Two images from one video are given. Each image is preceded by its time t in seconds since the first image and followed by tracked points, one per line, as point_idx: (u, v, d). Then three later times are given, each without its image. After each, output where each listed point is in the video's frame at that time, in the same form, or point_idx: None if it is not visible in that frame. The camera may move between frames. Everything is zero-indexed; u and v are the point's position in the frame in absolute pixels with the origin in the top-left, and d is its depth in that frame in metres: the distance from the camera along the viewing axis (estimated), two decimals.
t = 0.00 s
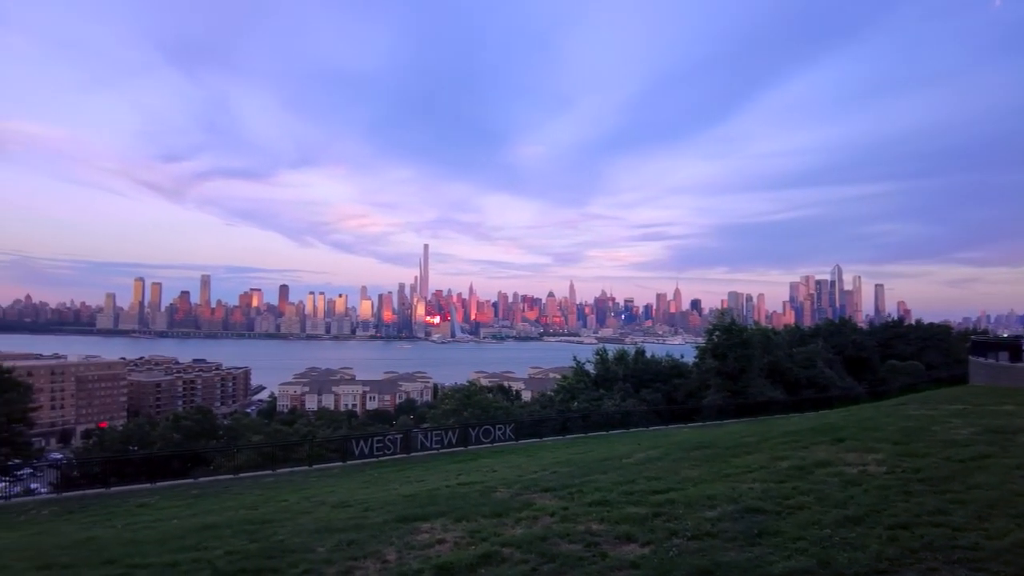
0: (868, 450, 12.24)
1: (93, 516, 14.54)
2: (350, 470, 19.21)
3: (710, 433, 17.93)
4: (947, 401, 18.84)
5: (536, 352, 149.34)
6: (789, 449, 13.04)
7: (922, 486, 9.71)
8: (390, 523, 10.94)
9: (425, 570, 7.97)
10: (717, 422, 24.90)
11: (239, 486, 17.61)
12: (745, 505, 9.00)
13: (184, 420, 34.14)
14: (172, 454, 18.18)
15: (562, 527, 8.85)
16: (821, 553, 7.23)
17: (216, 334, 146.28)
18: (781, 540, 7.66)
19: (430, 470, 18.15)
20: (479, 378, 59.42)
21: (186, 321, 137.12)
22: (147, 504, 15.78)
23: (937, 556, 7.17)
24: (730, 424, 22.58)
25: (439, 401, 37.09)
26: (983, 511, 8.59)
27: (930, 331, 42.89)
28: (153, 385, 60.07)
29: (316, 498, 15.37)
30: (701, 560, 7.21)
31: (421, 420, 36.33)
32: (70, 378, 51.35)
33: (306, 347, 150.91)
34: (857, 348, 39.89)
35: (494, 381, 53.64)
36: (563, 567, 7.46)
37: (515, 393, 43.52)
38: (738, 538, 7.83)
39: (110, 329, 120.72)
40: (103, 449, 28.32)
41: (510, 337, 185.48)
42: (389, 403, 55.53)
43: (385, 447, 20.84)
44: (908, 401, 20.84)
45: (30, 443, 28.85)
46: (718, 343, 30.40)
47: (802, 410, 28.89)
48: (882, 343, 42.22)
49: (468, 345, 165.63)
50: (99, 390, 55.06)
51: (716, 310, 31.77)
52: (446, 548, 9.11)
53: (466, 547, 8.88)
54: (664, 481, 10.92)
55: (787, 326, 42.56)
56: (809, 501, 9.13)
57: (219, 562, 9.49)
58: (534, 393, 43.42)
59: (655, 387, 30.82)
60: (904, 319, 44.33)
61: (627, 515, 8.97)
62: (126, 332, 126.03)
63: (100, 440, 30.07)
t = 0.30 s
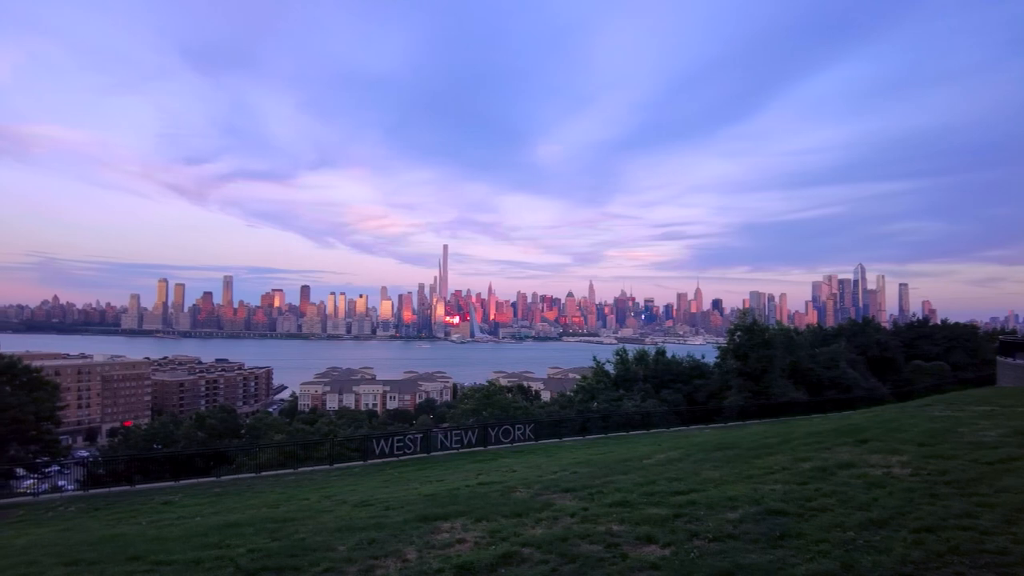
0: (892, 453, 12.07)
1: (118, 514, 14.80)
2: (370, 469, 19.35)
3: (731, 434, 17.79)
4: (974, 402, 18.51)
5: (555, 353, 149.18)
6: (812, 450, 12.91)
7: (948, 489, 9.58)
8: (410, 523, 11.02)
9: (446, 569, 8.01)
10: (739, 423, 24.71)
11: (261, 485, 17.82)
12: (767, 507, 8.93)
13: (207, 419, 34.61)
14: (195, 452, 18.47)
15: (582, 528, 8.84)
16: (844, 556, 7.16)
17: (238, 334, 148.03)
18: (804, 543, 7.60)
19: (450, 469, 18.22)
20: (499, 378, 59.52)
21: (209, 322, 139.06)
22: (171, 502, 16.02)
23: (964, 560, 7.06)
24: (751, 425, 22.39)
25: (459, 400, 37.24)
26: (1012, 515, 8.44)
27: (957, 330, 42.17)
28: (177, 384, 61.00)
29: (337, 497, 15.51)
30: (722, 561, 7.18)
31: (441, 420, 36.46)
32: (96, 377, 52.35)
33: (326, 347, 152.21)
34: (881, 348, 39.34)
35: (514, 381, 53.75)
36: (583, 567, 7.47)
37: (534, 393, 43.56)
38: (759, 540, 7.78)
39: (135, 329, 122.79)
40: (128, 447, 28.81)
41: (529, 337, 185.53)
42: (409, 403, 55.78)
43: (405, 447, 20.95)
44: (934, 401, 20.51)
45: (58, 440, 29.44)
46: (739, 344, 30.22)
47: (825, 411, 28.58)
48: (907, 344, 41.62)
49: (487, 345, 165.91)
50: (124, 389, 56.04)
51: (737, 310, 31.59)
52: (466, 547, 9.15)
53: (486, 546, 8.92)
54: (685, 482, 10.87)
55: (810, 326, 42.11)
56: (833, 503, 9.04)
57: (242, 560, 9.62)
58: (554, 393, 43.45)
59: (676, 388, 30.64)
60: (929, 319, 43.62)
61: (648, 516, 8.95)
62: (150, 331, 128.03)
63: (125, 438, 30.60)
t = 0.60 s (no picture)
0: (916, 454, 11.92)
1: (142, 511, 15.03)
2: (389, 468, 19.47)
3: (752, 436, 17.67)
4: (1000, 404, 18.19)
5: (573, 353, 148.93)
6: (834, 452, 12.79)
7: (973, 492, 9.44)
8: (429, 522, 11.08)
9: (465, 569, 8.04)
10: (759, 424, 24.54)
11: (282, 483, 18.01)
12: (787, 509, 8.87)
13: (228, 418, 35.03)
14: (217, 451, 18.71)
15: (601, 528, 8.84)
16: (867, 559, 7.10)
17: (259, 334, 149.54)
18: (825, 545, 7.53)
19: (468, 469, 18.29)
20: (517, 378, 59.59)
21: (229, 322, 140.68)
22: (193, 500, 16.25)
23: (990, 564, 6.96)
24: (772, 427, 22.22)
25: (477, 400, 37.33)
26: None
27: (983, 330, 41.45)
28: (198, 384, 61.78)
29: (356, 496, 15.62)
30: (742, 563, 7.15)
31: (459, 420, 36.59)
32: (119, 376, 53.11)
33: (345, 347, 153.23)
34: (904, 348, 38.81)
35: (531, 381, 53.81)
36: (603, 568, 7.47)
37: (552, 394, 43.54)
38: (780, 542, 7.73)
39: (157, 329, 124.53)
40: (152, 445, 29.26)
41: (547, 337, 185.32)
42: (427, 403, 55.97)
43: (424, 446, 21.07)
44: (959, 402, 20.19)
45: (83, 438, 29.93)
46: (759, 344, 30.04)
47: (847, 412, 28.27)
48: (930, 344, 41.01)
49: (505, 345, 166.03)
50: (147, 389, 56.86)
51: (757, 310, 31.40)
52: (485, 547, 9.19)
53: (505, 546, 8.95)
54: (705, 483, 10.82)
55: (831, 326, 41.68)
56: (855, 506, 8.96)
57: (263, 557, 9.73)
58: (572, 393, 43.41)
59: (695, 389, 30.45)
60: (954, 319, 42.95)
61: (667, 518, 8.92)
62: (172, 331, 129.76)
63: (148, 437, 31.02)
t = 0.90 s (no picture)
0: (939, 457, 11.75)
1: (164, 509, 15.25)
2: (407, 467, 19.57)
3: (772, 437, 17.53)
4: None
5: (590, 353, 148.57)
6: (855, 453, 12.64)
7: (998, 495, 9.30)
8: (448, 521, 11.12)
9: (484, 568, 8.06)
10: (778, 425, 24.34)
11: (301, 482, 18.16)
12: (808, 511, 8.80)
13: (248, 418, 35.41)
14: (236, 450, 18.92)
15: (619, 529, 8.83)
16: (889, 562, 7.03)
17: (278, 334, 150.93)
18: (847, 548, 7.47)
19: (486, 469, 18.32)
20: (534, 378, 59.58)
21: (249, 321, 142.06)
22: (214, 498, 16.45)
23: (1017, 568, 6.85)
24: (792, 428, 22.03)
25: (494, 400, 37.39)
26: None
27: (1008, 330, 40.73)
28: (218, 383, 62.48)
29: (375, 495, 15.72)
30: (762, 565, 7.11)
31: (476, 420, 36.70)
32: (141, 376, 53.88)
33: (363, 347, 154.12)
34: (926, 348, 38.25)
35: (549, 381, 53.81)
36: (622, 569, 7.47)
37: (570, 394, 43.48)
38: (801, 544, 7.67)
39: (177, 329, 126.11)
40: (173, 444, 29.65)
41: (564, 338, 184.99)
42: (444, 402, 56.13)
43: (442, 446, 21.15)
44: (983, 404, 19.86)
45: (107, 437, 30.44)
46: (779, 344, 29.80)
47: (868, 413, 27.92)
48: (954, 344, 40.37)
49: (522, 345, 166.04)
50: (168, 387, 57.65)
51: (777, 310, 31.16)
52: (504, 547, 9.21)
53: (523, 546, 8.97)
54: (725, 485, 10.76)
55: (852, 326, 41.20)
56: (877, 508, 8.86)
57: (282, 556, 9.83)
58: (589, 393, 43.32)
59: (715, 390, 30.23)
60: (978, 319, 42.25)
61: (687, 519, 8.89)
62: (193, 331, 131.46)
63: (169, 435, 31.45)
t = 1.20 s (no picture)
0: (961, 458, 11.62)
1: (185, 507, 15.45)
2: (424, 466, 19.67)
3: (790, 438, 17.41)
4: None
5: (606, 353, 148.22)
6: (875, 455, 12.53)
7: (1022, 498, 9.17)
8: (465, 521, 11.17)
9: (501, 568, 8.09)
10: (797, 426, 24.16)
11: (319, 481, 18.31)
12: (827, 512, 8.74)
13: (267, 417, 35.77)
14: (255, 449, 19.12)
15: (637, 530, 8.82)
16: (910, 565, 6.96)
17: (295, 334, 152.12)
18: (867, 550, 7.42)
19: (503, 468, 18.37)
20: (550, 378, 59.64)
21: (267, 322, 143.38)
22: (233, 497, 16.63)
23: None
24: (810, 429, 21.87)
25: (511, 400, 37.45)
26: None
27: None
28: (237, 383, 63.13)
29: (392, 494, 15.81)
30: (782, 567, 7.08)
31: (493, 419, 36.77)
32: (161, 376, 54.59)
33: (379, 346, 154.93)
34: (948, 348, 37.76)
35: (566, 381, 53.84)
36: (639, 570, 7.47)
37: (586, 394, 43.42)
38: (821, 546, 7.62)
39: (197, 329, 127.55)
40: (193, 443, 30.04)
41: (580, 338, 184.72)
42: (461, 402, 56.27)
43: (458, 445, 21.24)
44: (1006, 405, 19.57)
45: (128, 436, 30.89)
46: (797, 344, 29.57)
47: (888, 414, 27.62)
48: (976, 344, 39.81)
49: (537, 346, 166.00)
50: (187, 387, 58.34)
51: (795, 310, 30.95)
52: (520, 547, 9.24)
53: (540, 546, 8.99)
54: (743, 486, 10.71)
55: (871, 326, 40.76)
56: (897, 510, 8.78)
57: (301, 554, 9.93)
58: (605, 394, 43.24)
59: (733, 390, 30.05)
60: (1000, 318, 41.62)
61: (705, 520, 8.86)
62: (212, 332, 132.89)
63: (189, 434, 31.83)
